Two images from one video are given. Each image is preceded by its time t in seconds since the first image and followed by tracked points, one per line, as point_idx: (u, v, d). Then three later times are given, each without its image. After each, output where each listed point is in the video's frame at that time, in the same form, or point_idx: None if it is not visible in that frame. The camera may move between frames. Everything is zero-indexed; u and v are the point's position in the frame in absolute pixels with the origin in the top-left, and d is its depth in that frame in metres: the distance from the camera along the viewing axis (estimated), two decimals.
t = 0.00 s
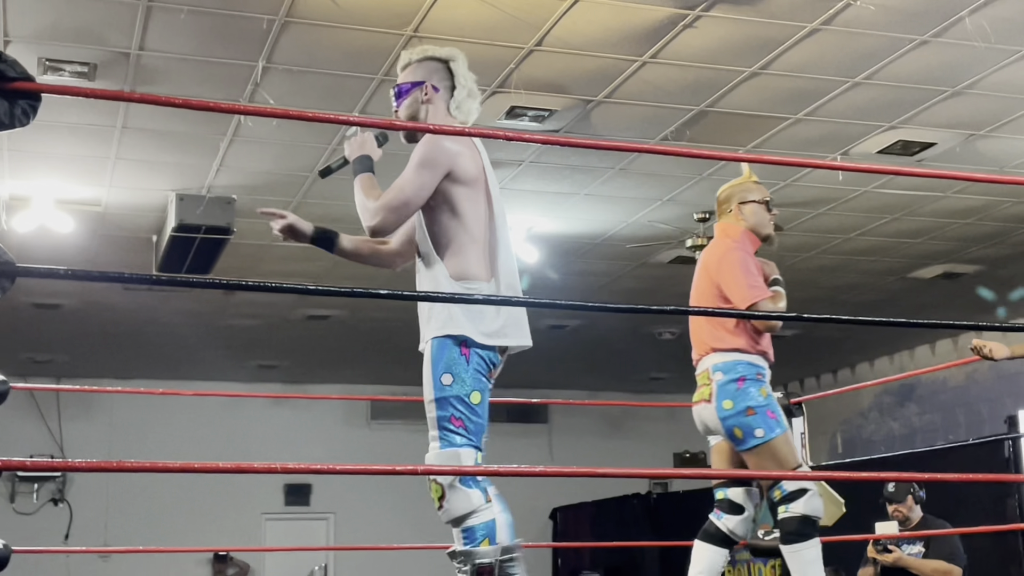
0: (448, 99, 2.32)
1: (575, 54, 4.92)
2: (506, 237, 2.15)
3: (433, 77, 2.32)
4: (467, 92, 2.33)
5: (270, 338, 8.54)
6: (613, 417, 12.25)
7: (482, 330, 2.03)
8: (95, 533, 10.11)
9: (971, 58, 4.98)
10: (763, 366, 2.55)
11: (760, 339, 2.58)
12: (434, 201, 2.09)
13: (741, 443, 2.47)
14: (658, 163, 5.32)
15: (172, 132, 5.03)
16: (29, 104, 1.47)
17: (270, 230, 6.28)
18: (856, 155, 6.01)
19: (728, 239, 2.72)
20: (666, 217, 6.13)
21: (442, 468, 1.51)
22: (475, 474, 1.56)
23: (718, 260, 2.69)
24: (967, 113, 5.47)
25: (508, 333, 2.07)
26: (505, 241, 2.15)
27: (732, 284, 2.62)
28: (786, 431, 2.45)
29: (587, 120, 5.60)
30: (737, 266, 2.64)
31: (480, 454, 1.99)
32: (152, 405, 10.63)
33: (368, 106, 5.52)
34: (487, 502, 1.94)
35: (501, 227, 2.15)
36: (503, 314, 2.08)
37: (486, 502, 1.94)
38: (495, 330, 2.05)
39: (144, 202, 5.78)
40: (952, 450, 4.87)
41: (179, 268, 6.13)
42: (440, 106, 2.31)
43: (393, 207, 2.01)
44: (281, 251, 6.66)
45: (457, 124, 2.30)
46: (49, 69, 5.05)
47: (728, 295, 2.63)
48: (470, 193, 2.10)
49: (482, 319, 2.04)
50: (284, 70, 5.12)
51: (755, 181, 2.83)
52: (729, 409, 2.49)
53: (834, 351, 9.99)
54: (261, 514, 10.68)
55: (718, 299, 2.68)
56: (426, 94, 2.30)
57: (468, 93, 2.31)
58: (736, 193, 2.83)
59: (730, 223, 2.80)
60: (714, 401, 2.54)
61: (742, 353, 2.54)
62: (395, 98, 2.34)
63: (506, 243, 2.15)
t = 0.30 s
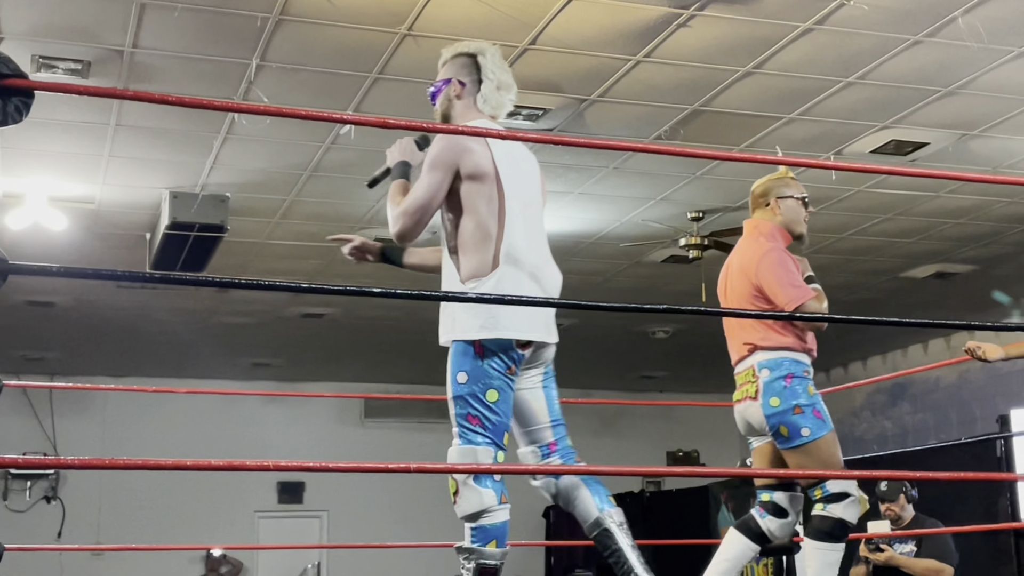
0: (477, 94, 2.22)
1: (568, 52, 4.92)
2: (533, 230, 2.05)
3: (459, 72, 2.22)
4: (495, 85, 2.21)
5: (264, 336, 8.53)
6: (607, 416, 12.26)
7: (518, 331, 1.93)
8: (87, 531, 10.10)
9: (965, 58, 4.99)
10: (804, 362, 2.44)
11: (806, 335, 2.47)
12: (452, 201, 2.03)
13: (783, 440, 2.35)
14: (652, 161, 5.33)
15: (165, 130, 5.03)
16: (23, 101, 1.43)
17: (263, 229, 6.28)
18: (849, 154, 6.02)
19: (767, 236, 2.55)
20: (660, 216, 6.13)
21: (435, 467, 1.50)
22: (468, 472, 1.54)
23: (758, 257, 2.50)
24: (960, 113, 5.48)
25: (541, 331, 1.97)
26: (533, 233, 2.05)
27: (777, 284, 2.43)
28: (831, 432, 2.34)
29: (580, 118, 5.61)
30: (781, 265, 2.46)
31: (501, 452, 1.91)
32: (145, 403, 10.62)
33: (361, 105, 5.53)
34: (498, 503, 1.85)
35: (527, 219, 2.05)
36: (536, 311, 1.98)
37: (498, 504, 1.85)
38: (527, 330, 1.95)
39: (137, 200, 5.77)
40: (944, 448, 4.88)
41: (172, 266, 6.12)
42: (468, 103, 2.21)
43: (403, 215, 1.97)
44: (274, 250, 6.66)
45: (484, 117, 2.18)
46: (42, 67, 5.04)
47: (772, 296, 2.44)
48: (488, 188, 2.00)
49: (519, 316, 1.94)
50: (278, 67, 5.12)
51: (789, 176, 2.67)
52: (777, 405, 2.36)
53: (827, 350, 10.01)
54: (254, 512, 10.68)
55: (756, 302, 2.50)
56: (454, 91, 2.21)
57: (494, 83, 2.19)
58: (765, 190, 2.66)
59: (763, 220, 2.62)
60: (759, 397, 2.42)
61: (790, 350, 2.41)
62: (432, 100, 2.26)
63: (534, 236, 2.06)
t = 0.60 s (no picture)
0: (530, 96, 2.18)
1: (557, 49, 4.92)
2: (582, 230, 2.02)
3: (511, 79, 2.20)
4: (544, 84, 2.16)
5: (252, 331, 8.52)
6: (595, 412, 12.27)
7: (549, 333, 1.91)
8: (73, 526, 10.06)
9: (952, 57, 5.00)
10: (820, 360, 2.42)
11: (820, 330, 2.47)
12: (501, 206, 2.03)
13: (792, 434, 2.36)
14: (639, 159, 5.33)
15: (151, 124, 5.01)
16: (6, 93, 1.46)
17: (251, 224, 6.26)
18: (837, 152, 6.03)
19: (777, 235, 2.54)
20: (648, 215, 6.15)
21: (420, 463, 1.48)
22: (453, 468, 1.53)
23: (771, 253, 2.47)
24: (948, 113, 5.49)
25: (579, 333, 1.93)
26: (582, 234, 2.02)
27: (792, 280, 2.40)
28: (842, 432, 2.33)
29: (568, 116, 5.61)
30: (794, 261, 2.44)
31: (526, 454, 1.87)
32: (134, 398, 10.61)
33: (349, 100, 5.51)
34: (508, 504, 1.81)
35: (576, 219, 2.01)
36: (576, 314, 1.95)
37: (508, 504, 1.82)
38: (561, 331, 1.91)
39: (124, 195, 5.75)
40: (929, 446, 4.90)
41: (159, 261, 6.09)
42: (523, 107, 2.18)
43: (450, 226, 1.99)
44: (261, 245, 6.65)
45: (537, 120, 2.15)
46: (29, 60, 5.02)
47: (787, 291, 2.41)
48: (531, 191, 1.98)
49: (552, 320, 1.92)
50: (266, 62, 5.11)
51: (796, 172, 2.67)
52: (791, 401, 2.36)
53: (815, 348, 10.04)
54: (239, 508, 10.67)
55: (770, 299, 2.48)
56: (509, 99, 2.19)
57: (542, 84, 2.15)
58: (772, 187, 2.66)
59: (771, 216, 2.62)
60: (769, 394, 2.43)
61: (804, 346, 2.42)
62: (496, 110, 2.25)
63: (585, 236, 2.02)
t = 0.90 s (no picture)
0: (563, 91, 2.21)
1: (540, 45, 4.93)
2: (598, 225, 2.04)
3: (547, 75, 2.24)
4: (576, 79, 2.18)
5: (234, 327, 8.51)
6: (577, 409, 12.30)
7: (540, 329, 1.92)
8: (52, 522, 10.00)
9: (933, 58, 5.04)
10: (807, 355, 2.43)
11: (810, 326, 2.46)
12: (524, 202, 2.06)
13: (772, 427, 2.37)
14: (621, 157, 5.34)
15: (133, 118, 5.01)
16: None
17: (232, 219, 6.25)
18: (818, 152, 6.06)
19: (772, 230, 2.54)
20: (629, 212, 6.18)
21: (400, 459, 1.49)
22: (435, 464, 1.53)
23: (764, 249, 2.48)
24: (928, 113, 5.53)
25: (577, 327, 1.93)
26: (597, 228, 2.04)
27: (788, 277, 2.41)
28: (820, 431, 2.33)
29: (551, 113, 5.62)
30: (788, 257, 2.43)
31: (517, 442, 1.88)
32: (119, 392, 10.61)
33: (332, 96, 5.51)
34: (500, 484, 1.84)
35: (590, 214, 2.04)
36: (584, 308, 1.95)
37: (502, 485, 1.84)
38: (553, 327, 1.92)
39: (105, 189, 5.73)
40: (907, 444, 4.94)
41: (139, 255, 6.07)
42: (559, 103, 2.22)
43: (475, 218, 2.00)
44: (242, 241, 6.64)
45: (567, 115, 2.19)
46: (11, 53, 5.01)
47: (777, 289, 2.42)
48: (546, 185, 2.02)
49: (549, 315, 1.93)
50: (248, 57, 5.10)
51: (782, 164, 2.68)
52: (773, 396, 2.37)
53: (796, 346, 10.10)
54: (220, 503, 10.65)
55: (766, 295, 2.48)
56: (546, 94, 2.24)
57: (571, 80, 2.18)
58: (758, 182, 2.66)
59: (761, 210, 2.62)
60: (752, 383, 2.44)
61: (793, 343, 2.41)
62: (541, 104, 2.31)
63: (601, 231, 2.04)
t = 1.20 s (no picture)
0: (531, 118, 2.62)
1: (514, 66, 5.55)
2: (567, 233, 2.43)
3: (519, 104, 2.65)
4: (543, 108, 2.59)
5: (232, 317, 9.16)
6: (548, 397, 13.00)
7: (516, 321, 2.31)
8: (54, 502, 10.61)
9: (861, 80, 5.69)
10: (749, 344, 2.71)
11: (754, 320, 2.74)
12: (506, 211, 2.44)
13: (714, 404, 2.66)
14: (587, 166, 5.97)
15: (149, 128, 5.58)
16: (17, 98, 1.55)
17: (237, 220, 6.86)
18: (760, 163, 6.76)
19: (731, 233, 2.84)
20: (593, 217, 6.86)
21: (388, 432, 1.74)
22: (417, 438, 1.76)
23: (722, 249, 2.77)
24: (859, 129, 6.22)
25: (548, 319, 2.32)
26: (567, 234, 2.43)
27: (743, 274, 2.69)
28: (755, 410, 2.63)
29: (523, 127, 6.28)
30: (744, 258, 2.71)
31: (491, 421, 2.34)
32: (129, 373, 11.46)
33: (329, 110, 6.13)
34: (476, 460, 2.34)
35: (560, 222, 2.43)
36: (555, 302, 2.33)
37: (478, 460, 2.34)
38: (527, 320, 2.31)
39: (123, 192, 6.34)
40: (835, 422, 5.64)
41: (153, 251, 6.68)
42: (529, 128, 2.62)
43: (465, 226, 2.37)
44: (245, 239, 7.28)
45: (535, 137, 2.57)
46: (38, 68, 5.59)
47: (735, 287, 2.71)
48: (523, 197, 2.41)
49: (525, 308, 2.31)
50: (253, 74, 5.70)
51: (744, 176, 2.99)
52: (719, 377, 2.65)
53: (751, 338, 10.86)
54: (227, 473, 11.69)
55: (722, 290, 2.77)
56: (518, 121, 2.64)
57: (539, 108, 2.58)
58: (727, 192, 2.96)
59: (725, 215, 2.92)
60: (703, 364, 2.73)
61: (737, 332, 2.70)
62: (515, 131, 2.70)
63: (570, 236, 2.43)
